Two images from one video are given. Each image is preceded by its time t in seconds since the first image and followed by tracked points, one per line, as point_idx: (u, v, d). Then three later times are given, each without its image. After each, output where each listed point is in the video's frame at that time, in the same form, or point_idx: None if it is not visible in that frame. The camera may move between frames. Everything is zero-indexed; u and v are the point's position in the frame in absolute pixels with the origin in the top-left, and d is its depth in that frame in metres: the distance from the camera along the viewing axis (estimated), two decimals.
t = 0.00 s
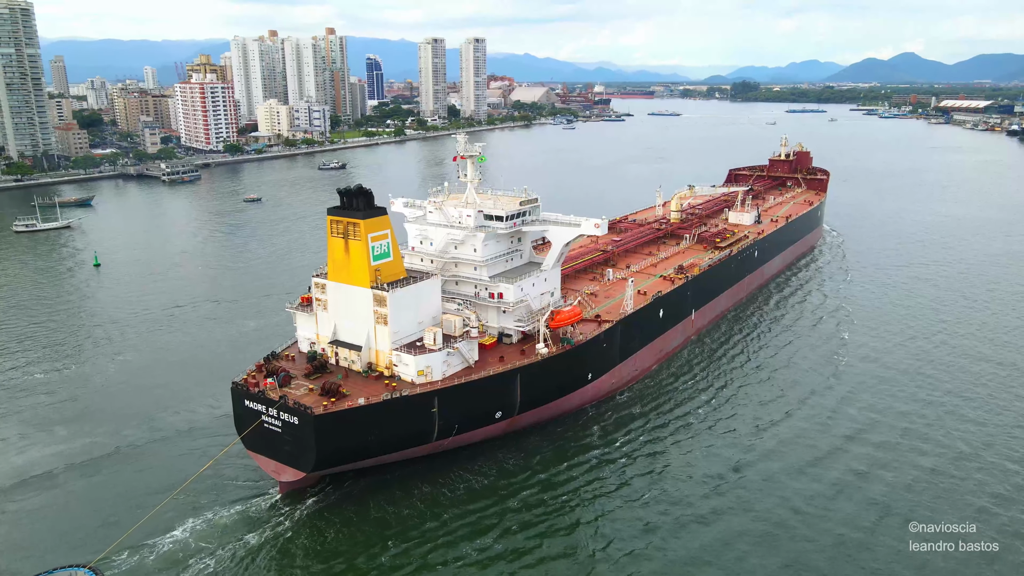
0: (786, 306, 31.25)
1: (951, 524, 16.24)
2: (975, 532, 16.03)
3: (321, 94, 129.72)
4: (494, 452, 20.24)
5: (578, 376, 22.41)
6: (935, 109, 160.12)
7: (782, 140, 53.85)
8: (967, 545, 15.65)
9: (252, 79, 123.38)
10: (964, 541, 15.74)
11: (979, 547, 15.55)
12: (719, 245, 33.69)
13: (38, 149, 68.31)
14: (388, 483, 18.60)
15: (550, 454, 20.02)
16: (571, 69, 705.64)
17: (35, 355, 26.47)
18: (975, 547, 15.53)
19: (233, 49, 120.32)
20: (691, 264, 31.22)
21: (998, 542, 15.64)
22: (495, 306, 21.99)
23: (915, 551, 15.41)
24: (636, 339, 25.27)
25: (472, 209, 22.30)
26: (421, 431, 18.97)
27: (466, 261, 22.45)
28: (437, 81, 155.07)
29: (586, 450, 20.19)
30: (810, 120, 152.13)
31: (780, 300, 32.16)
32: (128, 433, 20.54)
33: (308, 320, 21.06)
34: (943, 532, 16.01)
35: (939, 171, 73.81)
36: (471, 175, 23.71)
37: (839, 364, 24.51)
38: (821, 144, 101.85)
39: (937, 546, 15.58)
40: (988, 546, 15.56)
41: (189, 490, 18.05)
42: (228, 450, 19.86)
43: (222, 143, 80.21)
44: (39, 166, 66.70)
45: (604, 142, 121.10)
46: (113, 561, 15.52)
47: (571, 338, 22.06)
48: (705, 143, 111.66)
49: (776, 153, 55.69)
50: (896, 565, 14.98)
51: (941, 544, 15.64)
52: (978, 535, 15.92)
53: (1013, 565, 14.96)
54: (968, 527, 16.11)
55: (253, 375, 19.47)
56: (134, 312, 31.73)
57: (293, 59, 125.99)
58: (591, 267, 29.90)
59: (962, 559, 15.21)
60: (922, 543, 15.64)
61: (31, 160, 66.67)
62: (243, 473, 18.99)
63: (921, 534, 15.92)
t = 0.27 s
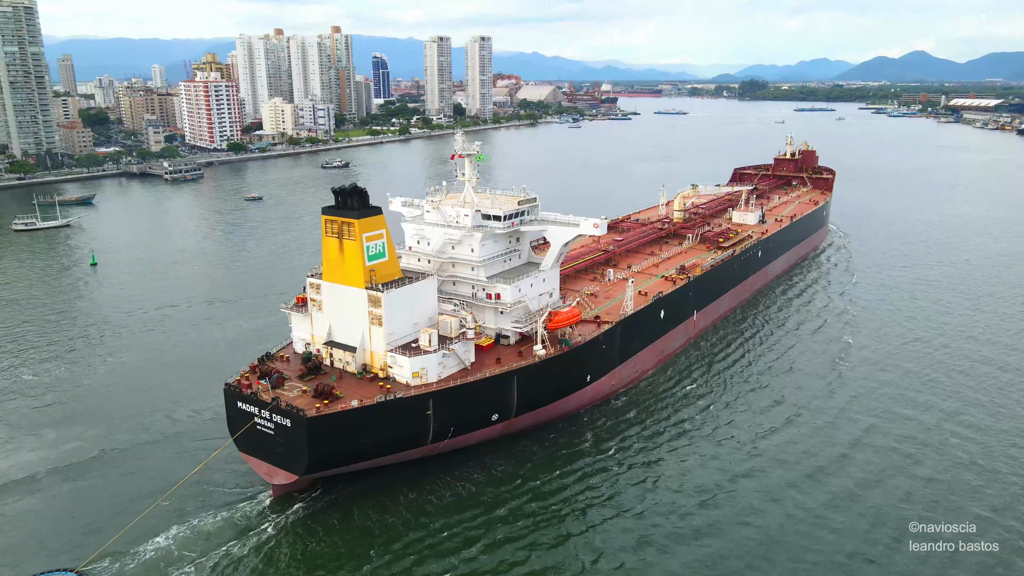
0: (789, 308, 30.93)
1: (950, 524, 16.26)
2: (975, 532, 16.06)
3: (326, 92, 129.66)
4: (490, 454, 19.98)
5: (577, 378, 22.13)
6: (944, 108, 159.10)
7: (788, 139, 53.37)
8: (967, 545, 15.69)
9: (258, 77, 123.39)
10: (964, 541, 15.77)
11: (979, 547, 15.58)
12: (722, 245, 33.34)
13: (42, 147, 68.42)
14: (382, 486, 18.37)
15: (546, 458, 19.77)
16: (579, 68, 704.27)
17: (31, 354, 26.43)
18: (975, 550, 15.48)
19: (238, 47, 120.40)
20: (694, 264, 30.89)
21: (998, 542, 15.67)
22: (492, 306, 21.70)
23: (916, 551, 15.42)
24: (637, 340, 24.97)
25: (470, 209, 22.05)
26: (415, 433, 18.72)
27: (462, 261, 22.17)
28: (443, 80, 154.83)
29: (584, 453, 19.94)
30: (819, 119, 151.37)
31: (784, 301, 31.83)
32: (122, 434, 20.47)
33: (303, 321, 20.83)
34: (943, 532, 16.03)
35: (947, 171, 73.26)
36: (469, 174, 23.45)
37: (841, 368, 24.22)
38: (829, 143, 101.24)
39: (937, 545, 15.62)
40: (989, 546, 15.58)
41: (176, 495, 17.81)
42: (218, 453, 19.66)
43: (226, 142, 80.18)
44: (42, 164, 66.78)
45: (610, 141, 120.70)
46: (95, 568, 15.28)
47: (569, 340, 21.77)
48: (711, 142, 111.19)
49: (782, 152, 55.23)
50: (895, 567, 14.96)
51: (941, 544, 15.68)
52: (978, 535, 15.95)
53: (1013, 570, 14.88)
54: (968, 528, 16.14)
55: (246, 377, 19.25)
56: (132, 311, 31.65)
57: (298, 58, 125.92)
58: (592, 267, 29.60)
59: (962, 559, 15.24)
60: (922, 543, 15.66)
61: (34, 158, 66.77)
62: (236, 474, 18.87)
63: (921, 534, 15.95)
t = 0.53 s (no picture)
0: (792, 309, 30.59)
1: (950, 524, 16.24)
2: (976, 532, 16.04)
3: (332, 91, 129.61)
4: (485, 458, 19.74)
5: (575, 380, 21.84)
6: (955, 107, 157.92)
7: (794, 137, 52.96)
8: (967, 544, 15.67)
9: (264, 76, 123.58)
10: (963, 541, 15.75)
11: (979, 547, 15.56)
12: (726, 245, 32.97)
13: (46, 145, 68.53)
14: (375, 490, 18.13)
15: (543, 462, 19.51)
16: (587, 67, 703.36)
17: (26, 354, 26.35)
18: (976, 554, 15.37)
19: (244, 45, 120.64)
20: (696, 264, 30.53)
21: (998, 542, 15.65)
22: (489, 307, 21.41)
23: (915, 551, 15.39)
24: (637, 342, 24.65)
25: (467, 208, 21.77)
26: (410, 437, 18.46)
27: (460, 261, 21.89)
28: (449, 78, 154.73)
29: (581, 458, 19.68)
30: (827, 118, 150.49)
31: (788, 303, 31.49)
32: (114, 436, 20.37)
33: (298, 321, 20.59)
34: (943, 532, 16.01)
35: (956, 170, 72.71)
36: (467, 173, 23.18)
37: (844, 372, 23.90)
38: (837, 142, 100.61)
39: (937, 545, 15.60)
40: (989, 546, 15.56)
41: (158, 505, 17.43)
42: (205, 460, 19.35)
43: (231, 140, 80.17)
44: (46, 162, 66.88)
45: (616, 140, 120.25)
46: None
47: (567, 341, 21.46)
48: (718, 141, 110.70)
49: (788, 151, 54.78)
50: (893, 568, 14.92)
51: (941, 544, 15.66)
52: (978, 535, 15.93)
53: (1013, 571, 14.81)
54: (969, 527, 16.12)
55: (239, 378, 19.03)
56: (130, 310, 31.55)
57: (304, 56, 125.86)
58: (593, 267, 29.30)
59: (962, 559, 15.23)
60: (921, 543, 15.64)
61: (38, 156, 66.86)
62: (223, 479, 18.63)
63: (920, 534, 15.92)
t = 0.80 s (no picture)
0: (796, 311, 30.26)
1: (950, 523, 16.29)
2: (976, 532, 16.06)
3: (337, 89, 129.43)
4: (481, 461, 19.50)
5: (574, 383, 21.55)
6: (964, 106, 156.81)
7: (799, 136, 52.53)
8: (966, 545, 15.70)
9: (269, 74, 123.58)
10: (964, 541, 15.77)
11: (979, 547, 15.58)
12: (729, 245, 32.59)
13: (49, 144, 68.53)
14: (369, 494, 17.91)
15: (539, 466, 19.27)
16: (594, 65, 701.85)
17: (22, 355, 26.21)
18: (977, 557, 15.30)
19: (250, 44, 120.80)
20: (698, 265, 30.17)
21: (998, 542, 15.67)
22: (487, 308, 21.14)
23: (915, 551, 15.43)
24: (638, 343, 24.35)
25: (465, 207, 21.49)
26: (404, 440, 18.23)
27: (457, 262, 21.62)
28: (454, 77, 154.44)
29: (578, 462, 19.43)
30: (835, 117, 149.66)
31: (791, 304, 31.18)
32: (108, 437, 20.25)
33: (292, 322, 20.35)
34: (944, 532, 16.05)
35: (964, 170, 72.19)
36: (464, 172, 22.88)
37: (846, 376, 23.61)
38: (844, 142, 99.98)
39: (936, 545, 15.62)
40: (988, 545, 15.59)
41: (145, 510, 17.15)
42: (191, 467, 18.95)
43: (235, 138, 80.12)
44: (49, 160, 66.88)
45: (622, 139, 119.80)
46: None
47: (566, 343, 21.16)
48: (724, 140, 110.13)
49: (793, 150, 54.34)
50: (893, 569, 14.91)
51: (941, 544, 15.69)
52: (978, 535, 15.96)
53: (1013, 572, 14.82)
54: (969, 528, 16.15)
55: (232, 380, 18.80)
56: (128, 311, 31.41)
57: (309, 54, 125.76)
58: (594, 268, 28.98)
59: (962, 559, 15.25)
60: (921, 542, 15.68)
61: (41, 155, 66.89)
62: (210, 482, 18.37)
63: (921, 534, 15.96)
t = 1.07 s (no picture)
0: (801, 312, 29.89)
1: (950, 524, 16.19)
2: (975, 532, 15.98)
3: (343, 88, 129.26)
4: (477, 464, 19.23)
5: (572, 385, 21.25)
6: (976, 105, 155.37)
7: (806, 135, 51.98)
8: (966, 544, 15.62)
9: (275, 72, 123.68)
10: (964, 542, 15.68)
11: (979, 547, 15.51)
12: (733, 245, 32.20)
13: (53, 142, 68.60)
14: (363, 498, 17.67)
15: (536, 470, 18.99)
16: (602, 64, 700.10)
17: (18, 355, 26.17)
18: (977, 559, 15.19)
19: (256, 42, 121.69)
20: (701, 265, 29.78)
21: (998, 543, 15.59)
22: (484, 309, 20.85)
23: (915, 551, 15.33)
24: (639, 345, 24.03)
25: (463, 207, 21.20)
26: (398, 443, 17.96)
27: (455, 262, 21.33)
28: (460, 75, 154.11)
29: (576, 466, 19.15)
30: (845, 116, 148.64)
31: (796, 306, 30.80)
32: (101, 438, 20.19)
33: (287, 323, 20.10)
34: (943, 532, 15.96)
35: (975, 169, 71.47)
36: (463, 172, 22.60)
37: (850, 379, 23.22)
38: (854, 141, 99.19)
39: (936, 545, 15.54)
40: (988, 546, 15.51)
41: (130, 517, 16.90)
42: (178, 472, 18.66)
43: (239, 137, 80.08)
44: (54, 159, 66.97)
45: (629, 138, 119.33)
46: None
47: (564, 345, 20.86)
48: (732, 139, 109.45)
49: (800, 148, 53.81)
50: (893, 569, 14.83)
51: (941, 544, 15.59)
52: (978, 535, 15.88)
53: (1013, 572, 14.75)
54: (969, 527, 16.07)
55: (226, 381, 18.57)
56: (125, 310, 31.29)
57: (315, 53, 125.70)
58: (595, 268, 28.65)
59: (962, 559, 15.17)
60: (921, 542, 15.58)
61: (46, 153, 67.00)
62: (197, 488, 18.07)
63: (921, 534, 15.85)
